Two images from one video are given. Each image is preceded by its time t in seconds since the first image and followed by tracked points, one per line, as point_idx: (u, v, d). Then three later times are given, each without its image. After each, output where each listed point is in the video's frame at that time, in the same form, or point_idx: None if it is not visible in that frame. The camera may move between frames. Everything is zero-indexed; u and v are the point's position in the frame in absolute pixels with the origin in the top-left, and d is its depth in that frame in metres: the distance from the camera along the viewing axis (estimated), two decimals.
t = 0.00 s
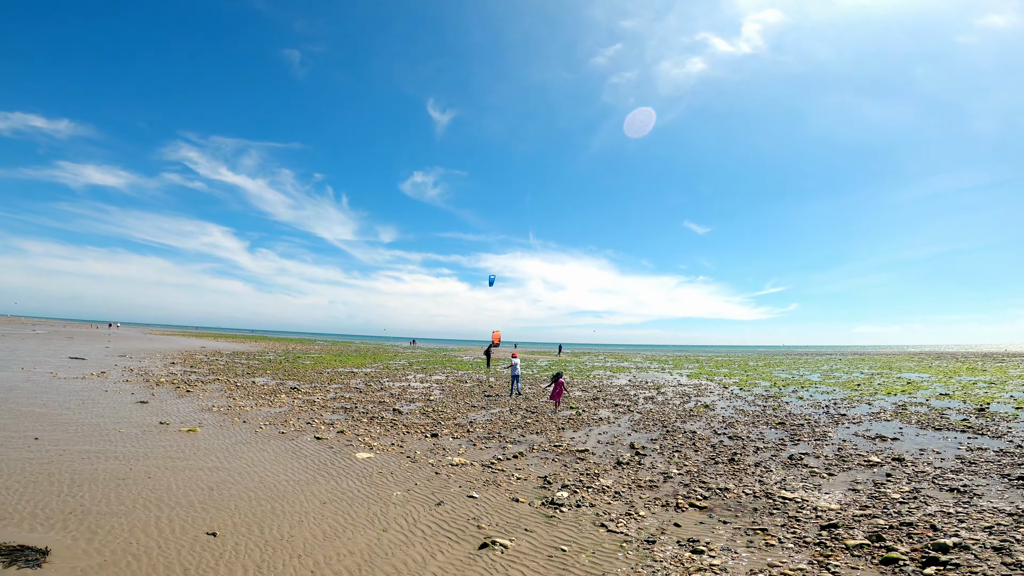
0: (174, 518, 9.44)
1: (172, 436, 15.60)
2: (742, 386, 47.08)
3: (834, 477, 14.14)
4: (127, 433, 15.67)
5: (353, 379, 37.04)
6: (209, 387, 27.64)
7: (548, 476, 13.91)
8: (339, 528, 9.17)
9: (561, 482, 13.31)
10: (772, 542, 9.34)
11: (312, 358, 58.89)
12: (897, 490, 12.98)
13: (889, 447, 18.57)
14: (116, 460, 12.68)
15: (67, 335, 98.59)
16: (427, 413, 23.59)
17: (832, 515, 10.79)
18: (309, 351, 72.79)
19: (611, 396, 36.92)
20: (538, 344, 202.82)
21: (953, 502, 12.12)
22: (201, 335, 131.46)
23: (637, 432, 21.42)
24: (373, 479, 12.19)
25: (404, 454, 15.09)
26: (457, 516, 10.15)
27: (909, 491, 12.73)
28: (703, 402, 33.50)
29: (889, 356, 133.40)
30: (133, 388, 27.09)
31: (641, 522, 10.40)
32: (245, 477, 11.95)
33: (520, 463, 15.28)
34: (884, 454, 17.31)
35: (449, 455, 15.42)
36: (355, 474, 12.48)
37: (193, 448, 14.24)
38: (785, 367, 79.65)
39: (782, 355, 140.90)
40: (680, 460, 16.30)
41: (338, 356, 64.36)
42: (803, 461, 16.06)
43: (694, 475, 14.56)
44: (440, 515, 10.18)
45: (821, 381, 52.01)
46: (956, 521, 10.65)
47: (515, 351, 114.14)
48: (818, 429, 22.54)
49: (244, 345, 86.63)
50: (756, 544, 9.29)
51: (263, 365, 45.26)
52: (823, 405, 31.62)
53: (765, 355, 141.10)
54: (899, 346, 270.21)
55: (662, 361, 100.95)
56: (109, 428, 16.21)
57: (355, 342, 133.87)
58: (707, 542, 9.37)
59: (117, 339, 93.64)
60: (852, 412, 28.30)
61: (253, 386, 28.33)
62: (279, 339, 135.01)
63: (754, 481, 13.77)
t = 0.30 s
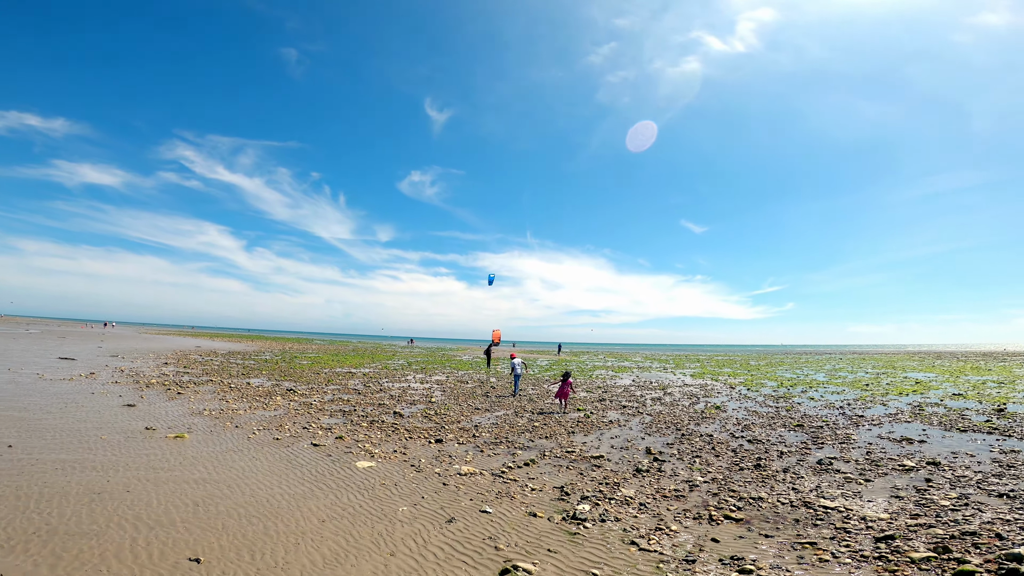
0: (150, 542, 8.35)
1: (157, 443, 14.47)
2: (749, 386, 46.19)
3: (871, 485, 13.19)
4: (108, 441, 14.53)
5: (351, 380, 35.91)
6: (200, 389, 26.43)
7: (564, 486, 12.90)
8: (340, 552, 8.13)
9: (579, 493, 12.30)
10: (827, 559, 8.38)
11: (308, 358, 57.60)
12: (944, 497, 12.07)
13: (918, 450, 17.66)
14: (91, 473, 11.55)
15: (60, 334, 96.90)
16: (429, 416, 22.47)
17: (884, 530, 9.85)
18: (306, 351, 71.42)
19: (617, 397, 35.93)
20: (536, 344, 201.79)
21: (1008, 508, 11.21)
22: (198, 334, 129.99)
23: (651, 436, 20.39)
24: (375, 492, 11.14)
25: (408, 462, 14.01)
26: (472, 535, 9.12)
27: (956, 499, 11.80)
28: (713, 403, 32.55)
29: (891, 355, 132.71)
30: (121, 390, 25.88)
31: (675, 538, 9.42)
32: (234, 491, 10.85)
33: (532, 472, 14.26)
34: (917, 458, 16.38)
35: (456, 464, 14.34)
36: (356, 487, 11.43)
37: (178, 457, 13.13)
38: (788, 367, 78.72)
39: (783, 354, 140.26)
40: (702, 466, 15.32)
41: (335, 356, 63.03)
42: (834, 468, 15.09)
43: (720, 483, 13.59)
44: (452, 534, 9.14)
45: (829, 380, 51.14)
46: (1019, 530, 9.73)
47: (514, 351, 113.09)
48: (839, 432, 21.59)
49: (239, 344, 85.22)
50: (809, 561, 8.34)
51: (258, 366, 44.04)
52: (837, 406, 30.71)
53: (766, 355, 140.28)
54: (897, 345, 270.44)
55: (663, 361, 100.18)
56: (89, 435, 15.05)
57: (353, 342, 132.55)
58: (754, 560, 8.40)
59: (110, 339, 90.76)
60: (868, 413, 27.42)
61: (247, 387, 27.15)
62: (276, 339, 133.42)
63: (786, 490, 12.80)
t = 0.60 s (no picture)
0: (116, 570, 7.22)
1: (138, 450, 13.33)
2: (755, 385, 45.32)
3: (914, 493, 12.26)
4: (83, 447, 13.38)
5: (348, 380, 34.75)
6: (191, 390, 25.22)
7: (582, 496, 11.85)
8: None
9: (601, 504, 11.28)
10: None
11: (306, 357, 56.37)
12: (996, 503, 11.18)
13: (951, 454, 16.75)
14: (58, 487, 10.38)
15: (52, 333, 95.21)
16: (431, 419, 21.39)
17: (946, 546, 8.93)
18: (303, 350, 70.09)
19: (623, 397, 34.95)
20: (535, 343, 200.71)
21: None
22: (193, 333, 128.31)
23: (666, 438, 19.41)
24: (377, 506, 10.06)
25: (411, 470, 12.94)
26: (489, 556, 8.10)
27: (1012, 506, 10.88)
28: (723, 403, 31.59)
29: (891, 354, 132.36)
30: (106, 391, 24.61)
31: (717, 556, 8.43)
32: (217, 507, 9.71)
33: (546, 479, 13.21)
34: (952, 463, 15.53)
35: (463, 472, 13.29)
36: (355, 500, 10.34)
37: (158, 466, 11.98)
38: (791, 366, 77.87)
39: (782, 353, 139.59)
40: (727, 472, 14.32)
41: (332, 356, 61.62)
42: (868, 475, 14.18)
43: (750, 490, 12.59)
44: (466, 556, 8.11)
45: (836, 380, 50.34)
46: None
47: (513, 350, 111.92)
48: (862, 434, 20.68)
49: (235, 343, 83.83)
50: None
51: (253, 365, 42.83)
52: (852, 407, 29.82)
53: (767, 354, 138.53)
54: (894, 344, 270.89)
55: (664, 359, 99.37)
56: (63, 441, 13.87)
57: (350, 341, 131.18)
58: None
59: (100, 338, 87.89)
60: (885, 414, 26.57)
61: (240, 388, 25.96)
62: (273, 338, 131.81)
63: (824, 498, 11.83)
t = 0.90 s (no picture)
0: None
1: (117, 463, 12.19)
2: (762, 386, 44.57)
3: (966, 504, 11.43)
4: (57, 459, 12.25)
5: (346, 383, 33.59)
6: (181, 393, 24.07)
7: (607, 510, 10.91)
8: None
9: (629, 519, 10.34)
10: None
11: (301, 358, 55.28)
12: None
13: (988, 458, 15.95)
14: (25, 507, 9.29)
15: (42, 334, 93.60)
16: (434, 425, 20.31)
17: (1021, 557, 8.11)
18: (300, 351, 68.99)
19: (629, 399, 34.05)
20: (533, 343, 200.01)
21: None
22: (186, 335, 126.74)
23: (683, 443, 18.50)
24: (384, 526, 9.07)
25: (417, 483, 11.90)
26: None
27: None
28: (733, 405, 30.75)
29: (891, 354, 132.03)
30: (91, 395, 23.40)
31: None
32: (204, 531, 8.62)
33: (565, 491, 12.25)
34: (993, 467, 14.66)
35: (475, 484, 12.26)
36: (359, 519, 9.32)
37: (137, 482, 10.88)
38: (793, 366, 77.01)
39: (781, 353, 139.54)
40: (757, 481, 13.42)
41: (328, 357, 60.36)
42: (908, 484, 13.30)
43: (786, 501, 11.71)
44: None
45: (842, 379, 49.65)
46: None
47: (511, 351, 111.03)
48: (887, 438, 19.78)
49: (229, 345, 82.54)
50: None
51: (247, 367, 41.64)
52: (867, 408, 29.04)
53: (766, 354, 138.18)
54: (890, 344, 271.88)
55: (664, 360, 98.58)
56: (37, 452, 12.74)
57: (347, 342, 129.90)
58: None
59: (92, 338, 88.08)
60: (903, 416, 25.81)
61: (232, 392, 24.85)
62: (268, 339, 130.49)
63: (870, 513, 10.98)
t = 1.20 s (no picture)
0: None
1: (95, 475, 11.02)
2: (770, 386, 43.79)
3: None
4: (28, 471, 11.13)
5: (344, 386, 32.33)
6: (171, 397, 22.86)
7: (638, 525, 9.91)
8: None
9: (666, 536, 9.36)
10: None
11: (297, 360, 54.14)
12: None
13: None
14: None
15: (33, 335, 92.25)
16: (439, 430, 19.21)
17: None
18: (296, 352, 67.89)
19: (637, 401, 33.12)
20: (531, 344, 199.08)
21: None
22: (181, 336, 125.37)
23: (703, 448, 17.54)
24: (396, 549, 8.05)
25: (427, 496, 10.84)
26: None
27: None
28: (745, 407, 29.86)
29: (891, 354, 131.47)
30: (75, 399, 22.13)
31: None
32: (190, 558, 7.53)
33: (588, 504, 11.24)
34: None
35: (490, 498, 11.19)
36: (366, 542, 8.29)
37: (116, 498, 9.79)
38: (795, 366, 76.06)
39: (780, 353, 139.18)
40: (793, 489, 12.48)
41: (324, 358, 59.10)
42: (956, 491, 12.39)
43: (832, 512, 10.78)
44: None
45: (849, 379, 48.94)
46: None
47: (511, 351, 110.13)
48: (914, 440, 18.94)
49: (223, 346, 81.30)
50: None
51: (241, 369, 40.48)
52: (883, 408, 28.23)
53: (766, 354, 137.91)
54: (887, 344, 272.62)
55: (665, 360, 97.82)
56: (7, 463, 11.56)
57: (344, 343, 128.68)
58: None
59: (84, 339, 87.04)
60: (924, 417, 24.97)
61: (225, 395, 23.71)
62: (264, 340, 129.11)
63: (926, 524, 10.08)
